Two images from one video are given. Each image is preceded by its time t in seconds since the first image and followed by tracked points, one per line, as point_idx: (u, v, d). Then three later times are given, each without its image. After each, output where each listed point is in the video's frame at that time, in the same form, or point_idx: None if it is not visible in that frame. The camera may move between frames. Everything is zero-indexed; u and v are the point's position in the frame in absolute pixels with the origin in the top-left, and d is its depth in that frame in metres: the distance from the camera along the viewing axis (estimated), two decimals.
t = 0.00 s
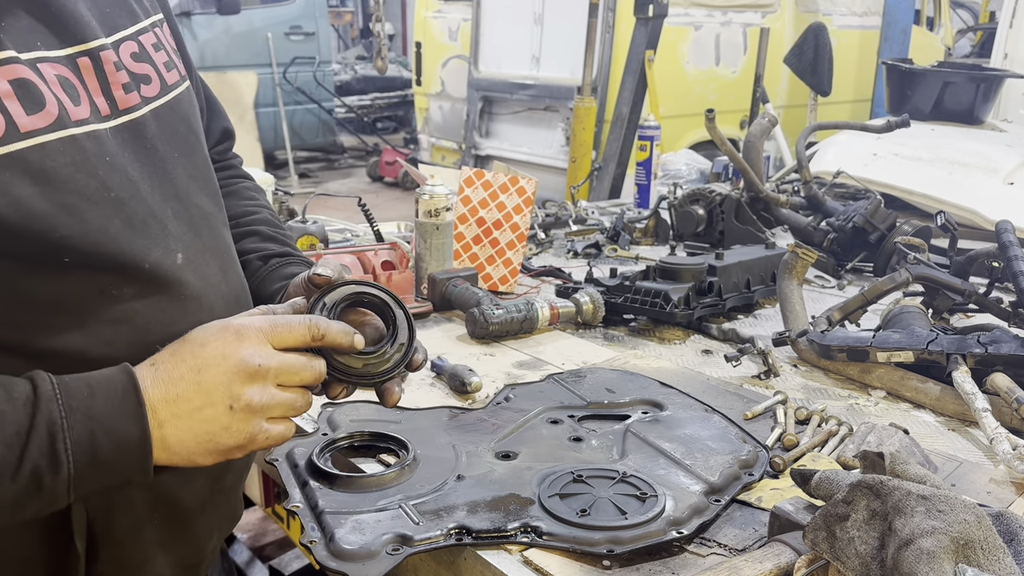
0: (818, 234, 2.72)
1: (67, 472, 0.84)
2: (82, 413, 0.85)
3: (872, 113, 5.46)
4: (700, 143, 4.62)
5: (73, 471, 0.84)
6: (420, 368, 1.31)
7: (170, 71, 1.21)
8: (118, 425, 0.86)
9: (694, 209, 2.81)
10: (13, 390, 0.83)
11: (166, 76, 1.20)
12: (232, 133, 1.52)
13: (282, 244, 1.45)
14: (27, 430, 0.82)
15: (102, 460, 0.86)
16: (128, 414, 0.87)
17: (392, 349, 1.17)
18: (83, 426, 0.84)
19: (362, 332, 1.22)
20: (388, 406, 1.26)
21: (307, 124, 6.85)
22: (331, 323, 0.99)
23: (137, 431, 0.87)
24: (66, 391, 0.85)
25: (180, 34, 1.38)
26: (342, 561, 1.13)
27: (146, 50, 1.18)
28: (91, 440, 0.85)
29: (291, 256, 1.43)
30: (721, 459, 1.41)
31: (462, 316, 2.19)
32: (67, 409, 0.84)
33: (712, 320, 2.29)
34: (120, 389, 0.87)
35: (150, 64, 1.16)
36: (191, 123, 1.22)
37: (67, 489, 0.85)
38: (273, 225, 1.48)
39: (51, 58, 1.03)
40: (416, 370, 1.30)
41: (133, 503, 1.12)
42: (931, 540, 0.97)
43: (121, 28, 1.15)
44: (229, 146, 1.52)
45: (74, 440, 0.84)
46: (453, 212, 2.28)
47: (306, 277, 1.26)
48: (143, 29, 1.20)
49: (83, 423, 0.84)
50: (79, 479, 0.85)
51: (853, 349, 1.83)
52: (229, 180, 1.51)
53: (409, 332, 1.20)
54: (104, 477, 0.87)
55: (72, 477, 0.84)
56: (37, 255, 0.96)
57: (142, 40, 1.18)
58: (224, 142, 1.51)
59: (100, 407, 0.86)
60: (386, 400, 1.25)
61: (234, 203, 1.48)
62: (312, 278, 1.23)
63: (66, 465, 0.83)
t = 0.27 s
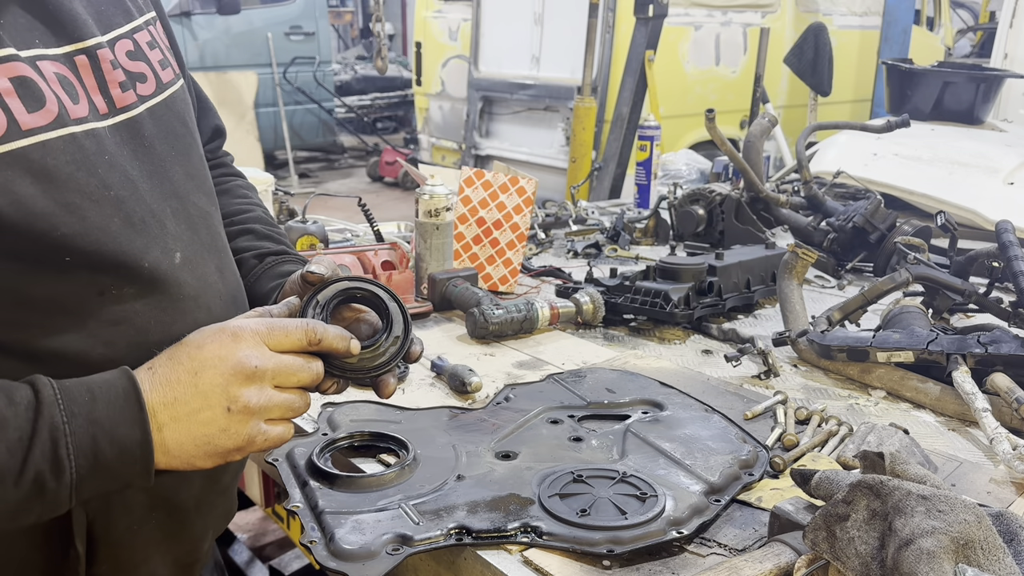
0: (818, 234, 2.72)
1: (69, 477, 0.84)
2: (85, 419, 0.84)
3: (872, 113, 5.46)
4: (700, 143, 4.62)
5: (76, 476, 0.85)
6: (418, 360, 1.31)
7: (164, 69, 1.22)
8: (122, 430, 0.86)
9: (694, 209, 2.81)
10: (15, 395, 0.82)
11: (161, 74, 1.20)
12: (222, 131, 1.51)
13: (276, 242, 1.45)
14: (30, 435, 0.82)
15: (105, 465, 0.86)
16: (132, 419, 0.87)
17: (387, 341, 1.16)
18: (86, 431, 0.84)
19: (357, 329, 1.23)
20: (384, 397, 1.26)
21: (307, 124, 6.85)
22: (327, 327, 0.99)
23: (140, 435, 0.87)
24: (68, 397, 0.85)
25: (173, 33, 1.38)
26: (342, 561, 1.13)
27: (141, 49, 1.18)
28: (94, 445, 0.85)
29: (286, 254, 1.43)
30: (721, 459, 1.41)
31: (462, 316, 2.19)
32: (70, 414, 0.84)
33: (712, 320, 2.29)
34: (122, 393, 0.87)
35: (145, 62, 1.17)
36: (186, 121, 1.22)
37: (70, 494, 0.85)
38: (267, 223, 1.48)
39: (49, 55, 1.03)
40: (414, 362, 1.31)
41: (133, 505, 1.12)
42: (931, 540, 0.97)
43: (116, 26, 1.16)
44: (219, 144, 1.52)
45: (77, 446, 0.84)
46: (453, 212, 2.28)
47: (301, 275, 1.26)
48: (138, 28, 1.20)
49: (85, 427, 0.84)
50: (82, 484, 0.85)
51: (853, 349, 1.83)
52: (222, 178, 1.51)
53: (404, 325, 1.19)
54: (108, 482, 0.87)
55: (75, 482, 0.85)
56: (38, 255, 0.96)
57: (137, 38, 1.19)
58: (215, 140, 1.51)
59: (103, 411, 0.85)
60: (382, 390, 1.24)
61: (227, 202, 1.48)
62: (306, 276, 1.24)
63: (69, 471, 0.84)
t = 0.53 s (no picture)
0: (818, 234, 2.72)
1: (73, 475, 0.84)
2: (88, 417, 0.84)
3: (872, 113, 5.46)
4: (700, 143, 4.62)
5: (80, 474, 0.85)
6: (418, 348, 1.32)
7: (159, 64, 1.22)
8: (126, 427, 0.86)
9: (694, 209, 2.81)
10: (17, 393, 0.82)
11: (156, 70, 1.20)
12: (216, 127, 1.51)
13: (272, 237, 1.44)
14: (34, 433, 0.82)
15: (109, 463, 0.86)
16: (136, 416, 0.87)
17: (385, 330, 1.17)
18: (90, 428, 0.84)
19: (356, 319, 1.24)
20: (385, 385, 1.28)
21: (307, 124, 6.85)
22: (328, 321, 1.00)
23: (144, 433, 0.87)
24: (71, 395, 0.85)
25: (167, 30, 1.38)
26: (342, 561, 1.13)
27: (136, 44, 1.18)
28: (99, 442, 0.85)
29: (282, 249, 1.42)
30: (721, 459, 1.41)
31: (462, 316, 2.19)
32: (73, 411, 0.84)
33: (712, 320, 2.29)
34: (126, 391, 0.87)
35: (141, 58, 1.17)
36: (181, 117, 1.22)
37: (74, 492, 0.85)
38: (262, 219, 1.47)
39: (46, 52, 1.03)
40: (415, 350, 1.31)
41: (134, 503, 1.12)
42: (931, 540, 0.97)
43: (111, 22, 1.15)
44: (212, 140, 1.51)
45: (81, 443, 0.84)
46: (453, 212, 2.28)
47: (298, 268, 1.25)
48: (132, 24, 1.20)
49: (89, 424, 0.84)
50: (86, 482, 0.85)
51: (853, 349, 1.83)
52: (215, 174, 1.51)
53: (403, 314, 1.19)
54: (112, 480, 0.87)
55: (79, 480, 0.85)
56: (38, 250, 0.96)
57: (132, 34, 1.19)
58: (208, 136, 1.50)
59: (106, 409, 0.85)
60: (384, 380, 1.26)
61: (221, 197, 1.47)
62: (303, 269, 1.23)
63: (74, 468, 0.84)
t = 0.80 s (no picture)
0: (818, 234, 2.72)
1: (69, 470, 0.84)
2: (83, 411, 0.85)
3: (872, 113, 5.46)
4: (700, 143, 4.62)
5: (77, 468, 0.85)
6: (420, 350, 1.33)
7: (157, 65, 1.22)
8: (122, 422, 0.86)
9: (694, 210, 2.81)
10: (13, 389, 0.83)
11: (154, 71, 1.20)
12: (213, 127, 1.51)
13: (269, 237, 1.44)
14: (29, 428, 0.82)
15: (105, 457, 0.86)
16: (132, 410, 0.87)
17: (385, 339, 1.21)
18: (85, 423, 0.85)
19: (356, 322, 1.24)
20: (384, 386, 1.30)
21: (307, 124, 6.85)
22: (315, 299, 1.02)
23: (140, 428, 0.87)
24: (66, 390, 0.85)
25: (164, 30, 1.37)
26: (342, 561, 1.13)
27: (134, 45, 1.18)
28: (95, 437, 0.85)
29: (279, 248, 1.42)
30: (721, 459, 1.41)
31: (462, 316, 2.19)
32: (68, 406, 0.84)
33: (712, 320, 2.29)
34: (122, 385, 0.87)
35: (138, 59, 1.16)
36: (179, 118, 1.22)
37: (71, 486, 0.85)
38: (259, 219, 1.47)
39: (42, 53, 1.02)
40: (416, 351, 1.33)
41: (133, 501, 1.11)
42: (931, 540, 0.97)
43: (108, 23, 1.15)
44: (210, 140, 1.51)
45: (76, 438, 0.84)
46: (453, 212, 2.28)
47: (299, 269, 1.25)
48: (130, 24, 1.20)
49: (84, 418, 0.85)
50: (83, 476, 0.85)
51: (853, 349, 1.83)
52: (213, 174, 1.51)
53: (402, 319, 1.22)
54: (110, 473, 0.87)
55: (75, 474, 0.85)
56: (33, 254, 0.96)
57: (129, 35, 1.18)
58: (207, 137, 1.50)
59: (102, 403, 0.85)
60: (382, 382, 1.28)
61: (219, 198, 1.47)
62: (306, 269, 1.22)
63: (69, 462, 0.84)
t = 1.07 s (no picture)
0: (818, 234, 2.72)
1: (66, 475, 0.83)
2: (80, 416, 0.83)
3: (872, 113, 5.46)
4: (700, 143, 4.62)
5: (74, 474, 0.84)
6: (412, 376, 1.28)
7: (156, 66, 1.21)
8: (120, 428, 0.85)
9: (694, 210, 2.81)
10: (11, 395, 0.81)
11: (152, 71, 1.19)
12: (214, 127, 1.50)
13: (264, 235, 1.44)
14: (27, 435, 0.81)
15: (103, 463, 0.85)
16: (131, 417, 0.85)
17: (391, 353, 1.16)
18: (83, 428, 0.83)
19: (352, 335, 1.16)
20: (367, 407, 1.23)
21: (307, 124, 6.85)
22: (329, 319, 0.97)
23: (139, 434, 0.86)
24: (64, 394, 0.84)
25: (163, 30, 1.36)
26: (342, 561, 1.13)
27: (132, 46, 1.17)
28: (93, 443, 0.84)
29: (274, 248, 1.42)
30: (721, 459, 1.41)
31: (462, 316, 2.19)
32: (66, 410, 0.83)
33: (712, 320, 2.29)
34: (121, 390, 0.86)
35: (136, 59, 1.16)
36: (178, 119, 1.21)
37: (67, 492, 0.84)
38: (254, 217, 1.47)
39: (39, 54, 1.01)
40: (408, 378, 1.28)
41: (130, 504, 1.11)
42: (931, 540, 0.97)
43: (106, 24, 1.14)
44: (210, 140, 1.51)
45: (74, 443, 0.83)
46: (453, 212, 2.28)
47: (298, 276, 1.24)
48: (127, 25, 1.19)
49: (82, 424, 0.83)
50: (80, 482, 0.84)
51: (853, 349, 1.83)
52: (210, 174, 1.51)
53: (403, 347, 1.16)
54: (108, 479, 0.86)
55: (72, 479, 0.84)
56: (29, 256, 0.95)
57: (127, 35, 1.17)
58: (207, 137, 1.50)
59: (100, 408, 0.84)
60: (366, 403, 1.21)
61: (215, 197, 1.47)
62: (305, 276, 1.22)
63: (67, 468, 0.83)
